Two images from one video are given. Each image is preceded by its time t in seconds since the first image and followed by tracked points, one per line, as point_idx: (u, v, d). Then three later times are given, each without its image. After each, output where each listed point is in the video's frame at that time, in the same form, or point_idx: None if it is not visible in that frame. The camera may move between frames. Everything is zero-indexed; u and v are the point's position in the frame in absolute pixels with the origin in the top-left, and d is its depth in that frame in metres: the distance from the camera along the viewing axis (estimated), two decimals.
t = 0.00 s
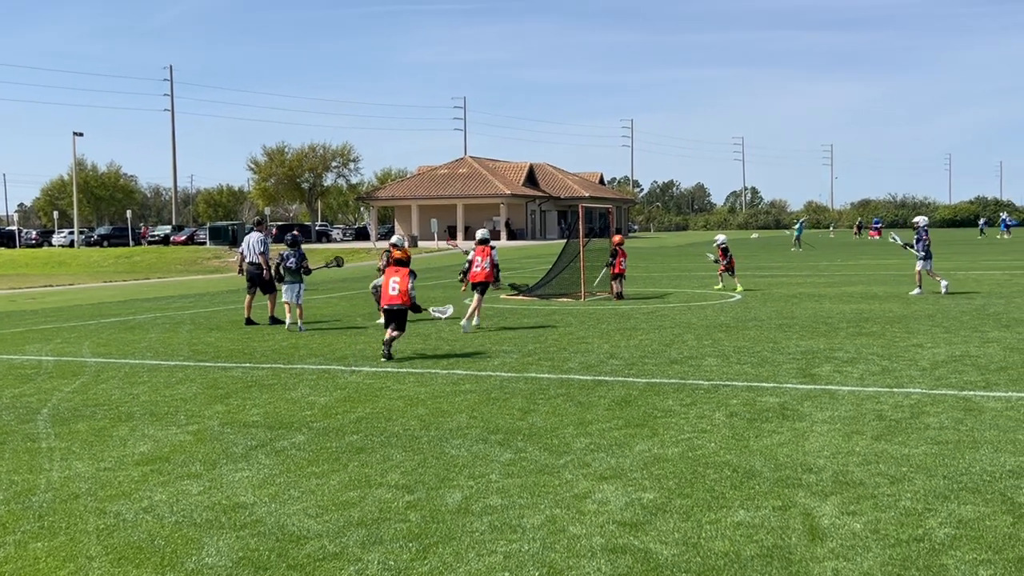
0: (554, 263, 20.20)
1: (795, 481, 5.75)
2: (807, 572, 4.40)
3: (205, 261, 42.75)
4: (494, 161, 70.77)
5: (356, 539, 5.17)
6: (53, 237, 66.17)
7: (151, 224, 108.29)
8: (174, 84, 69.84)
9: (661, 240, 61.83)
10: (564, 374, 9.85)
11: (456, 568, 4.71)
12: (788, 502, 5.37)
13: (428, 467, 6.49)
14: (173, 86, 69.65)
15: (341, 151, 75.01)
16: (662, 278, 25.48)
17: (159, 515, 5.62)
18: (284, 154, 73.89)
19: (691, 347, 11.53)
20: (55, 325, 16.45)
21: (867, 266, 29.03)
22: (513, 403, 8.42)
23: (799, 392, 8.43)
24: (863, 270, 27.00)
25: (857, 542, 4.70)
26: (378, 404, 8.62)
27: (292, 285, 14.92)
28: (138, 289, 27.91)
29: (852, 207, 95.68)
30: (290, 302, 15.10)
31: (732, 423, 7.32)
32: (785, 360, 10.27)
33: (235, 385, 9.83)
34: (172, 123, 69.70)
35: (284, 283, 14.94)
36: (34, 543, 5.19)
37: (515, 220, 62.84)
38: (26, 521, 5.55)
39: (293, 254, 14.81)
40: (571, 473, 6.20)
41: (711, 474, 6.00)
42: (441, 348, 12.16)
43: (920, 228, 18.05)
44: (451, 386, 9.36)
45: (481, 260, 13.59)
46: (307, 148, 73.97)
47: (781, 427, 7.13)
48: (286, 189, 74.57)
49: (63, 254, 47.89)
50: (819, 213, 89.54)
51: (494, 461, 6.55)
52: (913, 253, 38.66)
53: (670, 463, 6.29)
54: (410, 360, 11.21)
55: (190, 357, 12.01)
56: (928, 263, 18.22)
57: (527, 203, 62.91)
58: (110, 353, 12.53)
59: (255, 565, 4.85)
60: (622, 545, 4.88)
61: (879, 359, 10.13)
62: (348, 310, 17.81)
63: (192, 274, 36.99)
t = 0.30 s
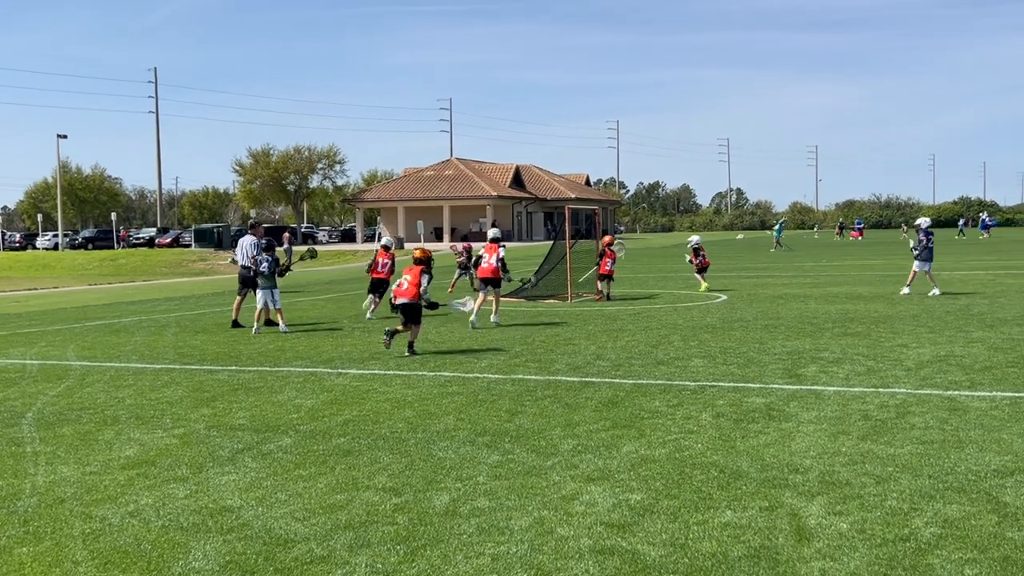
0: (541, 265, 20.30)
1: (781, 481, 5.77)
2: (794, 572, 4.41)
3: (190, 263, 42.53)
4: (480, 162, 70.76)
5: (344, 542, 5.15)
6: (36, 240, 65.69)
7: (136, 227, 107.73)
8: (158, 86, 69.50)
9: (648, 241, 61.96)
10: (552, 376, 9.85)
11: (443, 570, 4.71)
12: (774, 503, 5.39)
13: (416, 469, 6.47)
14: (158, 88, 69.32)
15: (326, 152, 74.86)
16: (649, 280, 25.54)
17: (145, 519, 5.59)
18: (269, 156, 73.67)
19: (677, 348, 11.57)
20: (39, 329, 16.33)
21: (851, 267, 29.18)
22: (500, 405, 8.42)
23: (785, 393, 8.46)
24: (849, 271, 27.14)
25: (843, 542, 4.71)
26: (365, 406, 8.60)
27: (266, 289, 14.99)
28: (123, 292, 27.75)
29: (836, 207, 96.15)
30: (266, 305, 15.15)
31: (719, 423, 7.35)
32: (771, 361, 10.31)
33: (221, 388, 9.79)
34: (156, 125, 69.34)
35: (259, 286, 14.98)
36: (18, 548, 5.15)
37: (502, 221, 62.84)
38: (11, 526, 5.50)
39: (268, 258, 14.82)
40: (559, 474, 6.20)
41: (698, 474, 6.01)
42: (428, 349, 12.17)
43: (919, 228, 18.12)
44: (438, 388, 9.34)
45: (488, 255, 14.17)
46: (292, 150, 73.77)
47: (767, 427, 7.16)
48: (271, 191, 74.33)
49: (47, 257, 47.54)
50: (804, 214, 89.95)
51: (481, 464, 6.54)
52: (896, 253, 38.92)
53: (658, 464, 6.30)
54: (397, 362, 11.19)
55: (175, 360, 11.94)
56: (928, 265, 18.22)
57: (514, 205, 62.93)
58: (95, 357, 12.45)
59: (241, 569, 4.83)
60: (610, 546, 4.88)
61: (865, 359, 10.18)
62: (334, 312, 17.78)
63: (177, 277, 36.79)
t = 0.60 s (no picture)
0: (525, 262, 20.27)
1: (761, 480, 5.81)
2: (774, 570, 4.43)
3: (169, 265, 42.25)
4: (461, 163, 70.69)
5: (325, 544, 5.14)
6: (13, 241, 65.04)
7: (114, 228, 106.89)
8: (136, 86, 68.99)
9: (628, 241, 62.12)
10: (533, 376, 9.87)
11: (425, 572, 4.70)
12: (754, 501, 5.42)
13: (397, 471, 6.46)
14: (136, 88, 68.81)
15: (306, 153, 74.61)
16: (630, 279, 25.62)
17: (124, 523, 5.54)
18: (249, 156, 73.32)
19: (658, 348, 11.61)
20: (15, 331, 16.17)
21: (830, 266, 29.40)
22: (482, 406, 8.42)
23: (765, 391, 8.50)
24: (828, 270, 27.34)
25: (823, 540, 4.74)
26: (345, 408, 8.58)
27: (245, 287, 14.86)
28: (102, 293, 27.54)
29: (815, 207, 96.71)
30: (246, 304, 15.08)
31: (699, 423, 7.38)
32: (751, 360, 10.37)
33: (201, 390, 9.73)
34: (134, 125, 68.82)
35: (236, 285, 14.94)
36: None
37: (483, 221, 62.81)
38: None
39: (245, 256, 14.77)
40: (540, 474, 6.21)
41: (679, 473, 6.03)
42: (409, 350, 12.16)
43: (908, 226, 18.23)
44: (420, 388, 9.33)
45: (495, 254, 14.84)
46: (272, 150, 73.45)
47: (748, 426, 7.19)
48: (251, 191, 73.97)
49: (24, 258, 47.06)
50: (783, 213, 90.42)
51: (463, 464, 6.53)
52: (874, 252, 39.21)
53: (638, 463, 6.32)
54: (378, 363, 11.17)
55: (154, 362, 11.86)
56: (918, 260, 18.34)
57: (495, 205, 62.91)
58: (73, 359, 12.34)
59: (221, 573, 4.80)
60: (592, 546, 4.89)
61: (844, 358, 10.26)
62: (315, 313, 17.73)
63: (156, 278, 36.51)
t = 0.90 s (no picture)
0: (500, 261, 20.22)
1: (731, 477, 5.84)
2: (743, 567, 4.45)
3: (139, 265, 41.78)
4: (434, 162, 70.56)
5: (294, 545, 5.10)
6: None
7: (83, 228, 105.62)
8: (105, 84, 68.23)
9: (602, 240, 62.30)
10: (506, 375, 9.87)
11: (395, 572, 4.68)
12: (724, 498, 5.45)
13: (368, 471, 6.44)
14: (104, 87, 68.06)
15: (279, 152, 74.15)
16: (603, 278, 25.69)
17: (91, 526, 5.48)
18: (220, 156, 72.75)
19: (631, 346, 11.66)
20: None
21: (800, 264, 29.67)
22: (454, 405, 8.40)
23: (735, 389, 8.55)
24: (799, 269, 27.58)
25: (791, 536, 4.77)
26: (317, 408, 8.54)
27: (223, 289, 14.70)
28: (70, 294, 27.23)
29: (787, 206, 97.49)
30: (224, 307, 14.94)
31: (670, 420, 7.42)
32: (722, 358, 10.44)
33: (170, 392, 9.64)
34: (103, 125, 67.97)
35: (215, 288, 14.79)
36: None
37: (456, 221, 62.73)
38: None
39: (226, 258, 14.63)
40: (512, 473, 6.21)
41: (649, 471, 6.05)
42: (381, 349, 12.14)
43: (888, 225, 18.43)
44: (392, 388, 9.30)
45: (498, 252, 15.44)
46: (244, 150, 72.93)
47: (718, 424, 7.23)
48: (222, 191, 73.39)
49: None
50: (755, 212, 91.09)
51: (434, 464, 6.52)
52: (845, 250, 39.58)
53: (610, 461, 6.33)
54: (350, 363, 11.12)
55: (123, 363, 11.73)
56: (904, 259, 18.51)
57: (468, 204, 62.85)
58: (39, 361, 12.17)
59: None
60: (562, 544, 4.90)
61: (813, 355, 10.35)
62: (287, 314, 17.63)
63: (125, 279, 36.09)
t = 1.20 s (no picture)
0: (473, 250, 19.96)
1: (693, 474, 5.87)
2: (705, 563, 4.47)
3: (101, 266, 41.20)
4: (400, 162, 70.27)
5: (255, 547, 5.04)
6: None
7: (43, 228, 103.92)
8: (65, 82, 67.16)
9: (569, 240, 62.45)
10: (471, 374, 9.84)
11: (356, 573, 4.65)
12: (686, 495, 5.47)
13: (330, 472, 6.38)
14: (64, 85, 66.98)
15: (243, 151, 73.50)
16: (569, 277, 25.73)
17: (46, 530, 5.37)
18: (184, 155, 71.94)
19: (596, 345, 11.69)
20: None
21: (765, 264, 29.92)
22: (419, 405, 8.36)
23: (699, 387, 8.59)
24: (763, 267, 27.83)
25: (751, 533, 4.80)
26: (279, 409, 8.45)
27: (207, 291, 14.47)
28: (29, 295, 26.76)
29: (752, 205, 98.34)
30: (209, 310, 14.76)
31: (634, 419, 7.44)
32: (686, 356, 10.50)
33: (130, 393, 9.49)
34: (63, 123, 66.90)
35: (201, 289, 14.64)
36: None
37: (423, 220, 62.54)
38: None
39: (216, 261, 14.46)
40: (475, 473, 6.18)
41: (613, 469, 6.06)
42: (345, 349, 12.06)
43: (862, 224, 18.66)
44: (356, 389, 9.23)
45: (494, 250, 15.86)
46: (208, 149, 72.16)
47: (682, 421, 7.26)
48: (186, 190, 72.57)
49: None
50: (721, 212, 91.79)
51: (398, 464, 6.48)
52: (808, 250, 39.99)
53: (573, 460, 6.33)
54: (314, 363, 11.03)
55: (82, 365, 11.53)
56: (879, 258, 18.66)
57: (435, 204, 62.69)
58: None
59: None
60: (525, 543, 4.89)
61: (776, 353, 10.44)
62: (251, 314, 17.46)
63: (86, 279, 35.54)
